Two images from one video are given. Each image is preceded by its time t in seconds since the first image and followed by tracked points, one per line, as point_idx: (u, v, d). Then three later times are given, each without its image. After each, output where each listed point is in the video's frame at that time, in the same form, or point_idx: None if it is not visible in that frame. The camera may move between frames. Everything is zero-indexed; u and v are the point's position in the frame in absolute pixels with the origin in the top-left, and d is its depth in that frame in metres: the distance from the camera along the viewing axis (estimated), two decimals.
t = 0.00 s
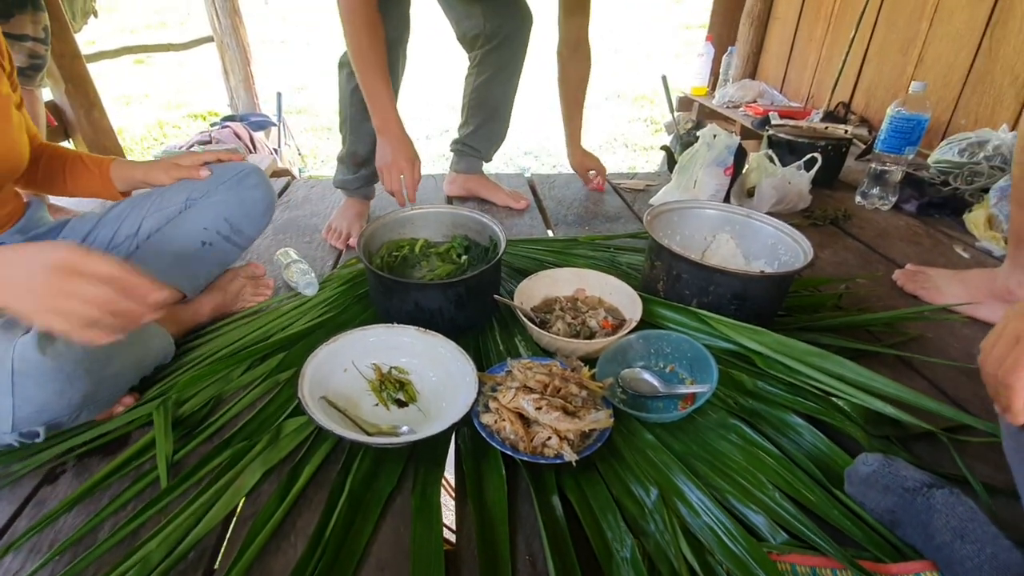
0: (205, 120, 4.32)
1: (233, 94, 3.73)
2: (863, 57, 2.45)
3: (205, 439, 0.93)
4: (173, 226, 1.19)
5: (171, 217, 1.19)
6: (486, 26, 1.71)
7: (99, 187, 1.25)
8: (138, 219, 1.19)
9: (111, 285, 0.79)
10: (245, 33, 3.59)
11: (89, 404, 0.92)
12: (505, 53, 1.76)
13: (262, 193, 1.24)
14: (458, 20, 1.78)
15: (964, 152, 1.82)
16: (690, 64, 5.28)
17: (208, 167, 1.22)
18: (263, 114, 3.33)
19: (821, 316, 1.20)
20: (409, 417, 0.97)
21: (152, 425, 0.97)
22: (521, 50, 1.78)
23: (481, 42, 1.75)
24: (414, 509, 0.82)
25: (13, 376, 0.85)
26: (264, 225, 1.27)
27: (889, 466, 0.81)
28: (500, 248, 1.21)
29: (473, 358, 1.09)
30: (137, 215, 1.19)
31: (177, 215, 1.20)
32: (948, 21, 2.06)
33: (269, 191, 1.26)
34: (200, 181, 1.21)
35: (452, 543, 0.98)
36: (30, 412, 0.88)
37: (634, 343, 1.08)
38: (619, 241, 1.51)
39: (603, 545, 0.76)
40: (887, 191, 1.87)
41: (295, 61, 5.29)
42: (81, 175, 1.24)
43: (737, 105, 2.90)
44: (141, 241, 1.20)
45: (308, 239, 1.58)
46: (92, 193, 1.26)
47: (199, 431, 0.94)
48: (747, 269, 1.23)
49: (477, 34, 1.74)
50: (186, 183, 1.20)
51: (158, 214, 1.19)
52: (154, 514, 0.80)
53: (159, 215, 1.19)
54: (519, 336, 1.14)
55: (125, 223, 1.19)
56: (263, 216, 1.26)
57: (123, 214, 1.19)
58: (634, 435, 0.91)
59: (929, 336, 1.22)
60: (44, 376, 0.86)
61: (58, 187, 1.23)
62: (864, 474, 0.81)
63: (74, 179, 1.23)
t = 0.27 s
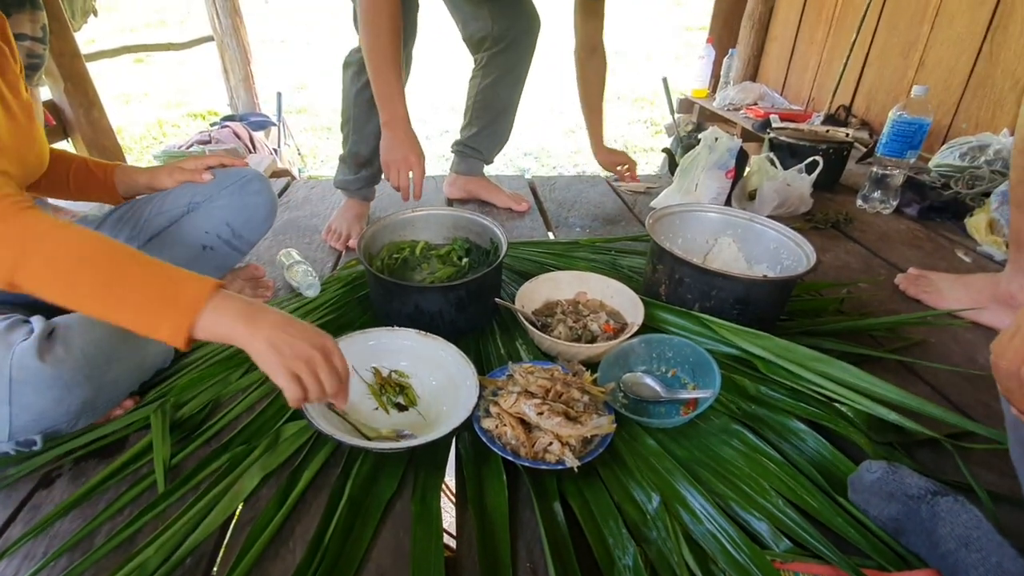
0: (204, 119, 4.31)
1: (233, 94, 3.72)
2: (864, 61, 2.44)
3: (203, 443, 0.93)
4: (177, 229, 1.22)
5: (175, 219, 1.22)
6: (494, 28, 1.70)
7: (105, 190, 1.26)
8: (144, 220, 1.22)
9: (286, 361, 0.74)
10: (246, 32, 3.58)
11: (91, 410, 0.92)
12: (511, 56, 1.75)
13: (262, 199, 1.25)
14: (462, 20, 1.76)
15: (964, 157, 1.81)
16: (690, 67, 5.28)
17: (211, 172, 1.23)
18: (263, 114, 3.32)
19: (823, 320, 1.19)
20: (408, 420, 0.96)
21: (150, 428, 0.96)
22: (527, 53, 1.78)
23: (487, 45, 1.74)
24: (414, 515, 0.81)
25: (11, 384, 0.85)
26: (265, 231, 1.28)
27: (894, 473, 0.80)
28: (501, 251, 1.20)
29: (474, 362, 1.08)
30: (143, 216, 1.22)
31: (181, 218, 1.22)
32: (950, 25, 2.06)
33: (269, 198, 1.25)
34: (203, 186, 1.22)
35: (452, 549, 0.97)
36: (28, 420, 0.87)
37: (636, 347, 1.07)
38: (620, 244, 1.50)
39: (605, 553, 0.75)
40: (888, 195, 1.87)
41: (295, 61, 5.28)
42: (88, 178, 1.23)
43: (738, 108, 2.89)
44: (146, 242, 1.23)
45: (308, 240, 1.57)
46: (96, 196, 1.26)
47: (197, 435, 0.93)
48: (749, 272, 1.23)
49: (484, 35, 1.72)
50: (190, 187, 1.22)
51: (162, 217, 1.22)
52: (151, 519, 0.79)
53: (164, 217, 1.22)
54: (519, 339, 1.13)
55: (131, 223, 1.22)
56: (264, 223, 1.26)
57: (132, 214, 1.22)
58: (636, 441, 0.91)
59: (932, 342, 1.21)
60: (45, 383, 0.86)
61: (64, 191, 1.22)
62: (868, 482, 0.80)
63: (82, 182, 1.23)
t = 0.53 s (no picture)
0: (203, 118, 4.30)
1: (231, 92, 3.71)
2: (863, 61, 2.44)
3: (196, 444, 0.92)
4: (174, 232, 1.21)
5: (172, 222, 1.21)
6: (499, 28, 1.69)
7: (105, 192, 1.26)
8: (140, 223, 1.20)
9: (313, 382, 0.75)
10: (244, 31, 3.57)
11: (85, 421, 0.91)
12: (514, 57, 1.74)
13: (262, 202, 1.26)
14: (467, 21, 1.76)
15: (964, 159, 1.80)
16: (689, 66, 5.28)
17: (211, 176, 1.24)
18: (261, 113, 3.31)
19: (821, 322, 1.19)
20: (402, 422, 0.95)
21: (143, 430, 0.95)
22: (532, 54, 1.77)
23: (491, 46, 1.74)
24: (407, 517, 0.80)
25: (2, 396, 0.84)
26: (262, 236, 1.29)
27: (888, 477, 0.80)
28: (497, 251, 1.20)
29: (469, 363, 1.08)
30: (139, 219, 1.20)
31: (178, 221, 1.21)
32: (949, 26, 2.05)
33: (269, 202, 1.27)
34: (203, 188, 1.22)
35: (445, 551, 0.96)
36: (20, 433, 0.87)
37: (632, 349, 1.07)
38: (617, 244, 1.49)
39: (599, 556, 0.75)
40: (887, 195, 1.86)
41: (294, 60, 5.27)
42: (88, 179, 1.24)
43: (737, 108, 2.89)
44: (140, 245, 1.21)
45: (304, 240, 1.56)
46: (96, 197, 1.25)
47: (190, 436, 0.93)
48: (746, 273, 1.22)
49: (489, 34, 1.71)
50: (189, 191, 1.22)
51: (158, 219, 1.21)
52: (142, 521, 0.79)
53: (161, 219, 1.21)
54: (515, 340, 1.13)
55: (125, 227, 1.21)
56: (263, 226, 1.27)
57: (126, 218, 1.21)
58: (631, 442, 0.90)
59: (929, 344, 1.21)
60: (37, 395, 0.85)
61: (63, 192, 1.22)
62: (863, 485, 0.80)
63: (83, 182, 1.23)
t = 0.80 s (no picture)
0: (201, 118, 4.30)
1: (229, 92, 3.71)
2: (860, 61, 2.44)
3: (189, 444, 0.92)
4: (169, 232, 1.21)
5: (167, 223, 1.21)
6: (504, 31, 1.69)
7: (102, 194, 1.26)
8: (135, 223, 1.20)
9: (272, 319, 0.75)
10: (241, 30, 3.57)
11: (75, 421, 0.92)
12: (519, 61, 1.76)
13: (257, 203, 1.26)
14: (470, 23, 1.74)
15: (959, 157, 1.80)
16: (687, 66, 5.28)
17: (206, 176, 1.24)
18: (259, 113, 3.31)
19: (815, 321, 1.19)
20: (397, 422, 0.95)
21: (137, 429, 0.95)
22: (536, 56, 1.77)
23: (497, 49, 1.73)
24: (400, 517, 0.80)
25: None
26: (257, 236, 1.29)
27: (879, 476, 0.80)
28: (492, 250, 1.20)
29: (464, 363, 1.08)
30: (133, 219, 1.20)
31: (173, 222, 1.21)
32: (945, 26, 2.06)
33: (265, 203, 1.27)
34: (198, 189, 1.22)
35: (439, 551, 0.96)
36: (10, 433, 0.87)
37: (627, 348, 1.07)
38: (613, 244, 1.49)
39: (591, 555, 0.75)
40: (882, 195, 1.87)
41: (292, 60, 5.27)
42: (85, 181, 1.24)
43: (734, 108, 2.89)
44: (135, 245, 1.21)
45: (300, 240, 1.56)
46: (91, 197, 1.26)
47: (184, 436, 0.93)
48: (741, 273, 1.22)
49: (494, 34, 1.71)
50: (184, 190, 1.22)
51: (153, 219, 1.20)
52: (135, 521, 0.79)
53: (156, 219, 1.20)
54: (510, 340, 1.13)
55: (120, 226, 1.20)
56: (258, 226, 1.28)
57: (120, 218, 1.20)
58: (625, 442, 0.90)
59: (923, 343, 1.21)
60: (28, 396, 0.85)
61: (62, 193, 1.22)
62: (855, 485, 0.80)
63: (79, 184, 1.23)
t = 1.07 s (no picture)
0: (198, 119, 4.30)
1: (226, 93, 3.71)
2: (856, 62, 2.45)
3: (187, 445, 0.92)
4: (164, 232, 1.21)
5: (162, 223, 1.21)
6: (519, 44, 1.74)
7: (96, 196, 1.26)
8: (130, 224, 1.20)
9: (238, 277, 0.75)
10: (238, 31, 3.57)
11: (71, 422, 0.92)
12: (532, 77, 1.80)
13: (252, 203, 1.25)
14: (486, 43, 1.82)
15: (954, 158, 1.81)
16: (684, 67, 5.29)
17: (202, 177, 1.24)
18: (256, 114, 3.31)
19: (811, 321, 1.19)
20: (393, 423, 0.96)
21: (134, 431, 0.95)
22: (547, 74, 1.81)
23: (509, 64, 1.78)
24: (396, 517, 0.81)
25: None
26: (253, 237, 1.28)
27: (871, 475, 0.80)
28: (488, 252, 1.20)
29: (461, 364, 1.08)
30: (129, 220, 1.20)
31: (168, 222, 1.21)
32: (940, 26, 2.06)
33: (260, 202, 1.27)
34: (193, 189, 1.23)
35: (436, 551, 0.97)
36: (6, 435, 0.87)
37: (623, 348, 1.07)
38: (610, 245, 1.50)
39: (587, 555, 0.75)
40: (878, 194, 1.88)
41: (289, 61, 5.27)
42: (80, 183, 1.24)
43: (731, 108, 2.89)
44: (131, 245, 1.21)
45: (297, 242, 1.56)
46: (88, 201, 1.26)
47: (181, 437, 0.93)
48: (736, 273, 1.23)
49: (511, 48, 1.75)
50: (179, 191, 1.22)
51: (148, 220, 1.20)
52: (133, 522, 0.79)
53: (151, 219, 1.20)
54: (507, 341, 1.13)
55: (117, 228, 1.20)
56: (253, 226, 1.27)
57: (117, 219, 1.21)
58: (621, 441, 0.91)
59: (918, 342, 1.22)
60: (24, 397, 0.85)
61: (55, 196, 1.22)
62: (848, 484, 0.80)
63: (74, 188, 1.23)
